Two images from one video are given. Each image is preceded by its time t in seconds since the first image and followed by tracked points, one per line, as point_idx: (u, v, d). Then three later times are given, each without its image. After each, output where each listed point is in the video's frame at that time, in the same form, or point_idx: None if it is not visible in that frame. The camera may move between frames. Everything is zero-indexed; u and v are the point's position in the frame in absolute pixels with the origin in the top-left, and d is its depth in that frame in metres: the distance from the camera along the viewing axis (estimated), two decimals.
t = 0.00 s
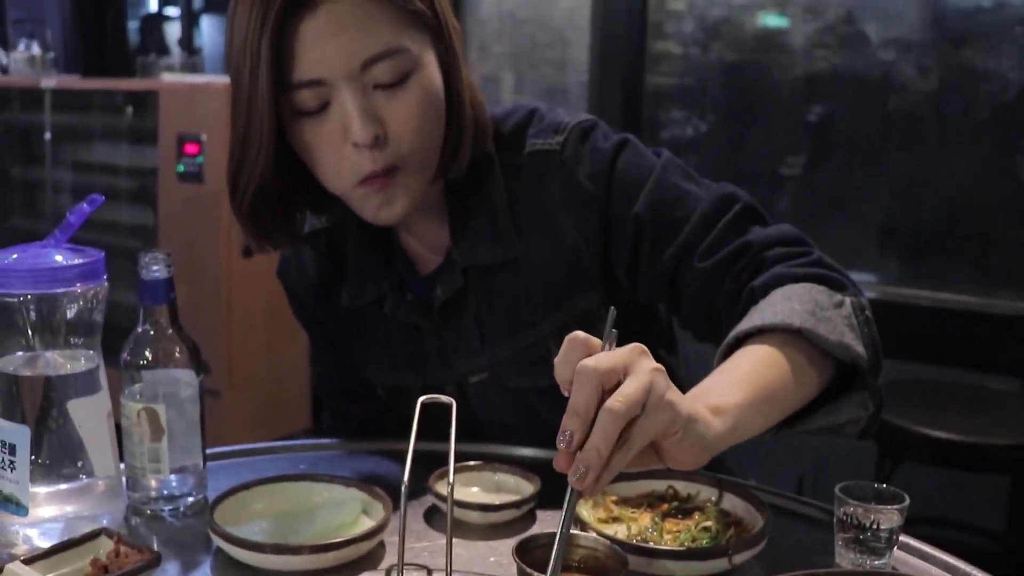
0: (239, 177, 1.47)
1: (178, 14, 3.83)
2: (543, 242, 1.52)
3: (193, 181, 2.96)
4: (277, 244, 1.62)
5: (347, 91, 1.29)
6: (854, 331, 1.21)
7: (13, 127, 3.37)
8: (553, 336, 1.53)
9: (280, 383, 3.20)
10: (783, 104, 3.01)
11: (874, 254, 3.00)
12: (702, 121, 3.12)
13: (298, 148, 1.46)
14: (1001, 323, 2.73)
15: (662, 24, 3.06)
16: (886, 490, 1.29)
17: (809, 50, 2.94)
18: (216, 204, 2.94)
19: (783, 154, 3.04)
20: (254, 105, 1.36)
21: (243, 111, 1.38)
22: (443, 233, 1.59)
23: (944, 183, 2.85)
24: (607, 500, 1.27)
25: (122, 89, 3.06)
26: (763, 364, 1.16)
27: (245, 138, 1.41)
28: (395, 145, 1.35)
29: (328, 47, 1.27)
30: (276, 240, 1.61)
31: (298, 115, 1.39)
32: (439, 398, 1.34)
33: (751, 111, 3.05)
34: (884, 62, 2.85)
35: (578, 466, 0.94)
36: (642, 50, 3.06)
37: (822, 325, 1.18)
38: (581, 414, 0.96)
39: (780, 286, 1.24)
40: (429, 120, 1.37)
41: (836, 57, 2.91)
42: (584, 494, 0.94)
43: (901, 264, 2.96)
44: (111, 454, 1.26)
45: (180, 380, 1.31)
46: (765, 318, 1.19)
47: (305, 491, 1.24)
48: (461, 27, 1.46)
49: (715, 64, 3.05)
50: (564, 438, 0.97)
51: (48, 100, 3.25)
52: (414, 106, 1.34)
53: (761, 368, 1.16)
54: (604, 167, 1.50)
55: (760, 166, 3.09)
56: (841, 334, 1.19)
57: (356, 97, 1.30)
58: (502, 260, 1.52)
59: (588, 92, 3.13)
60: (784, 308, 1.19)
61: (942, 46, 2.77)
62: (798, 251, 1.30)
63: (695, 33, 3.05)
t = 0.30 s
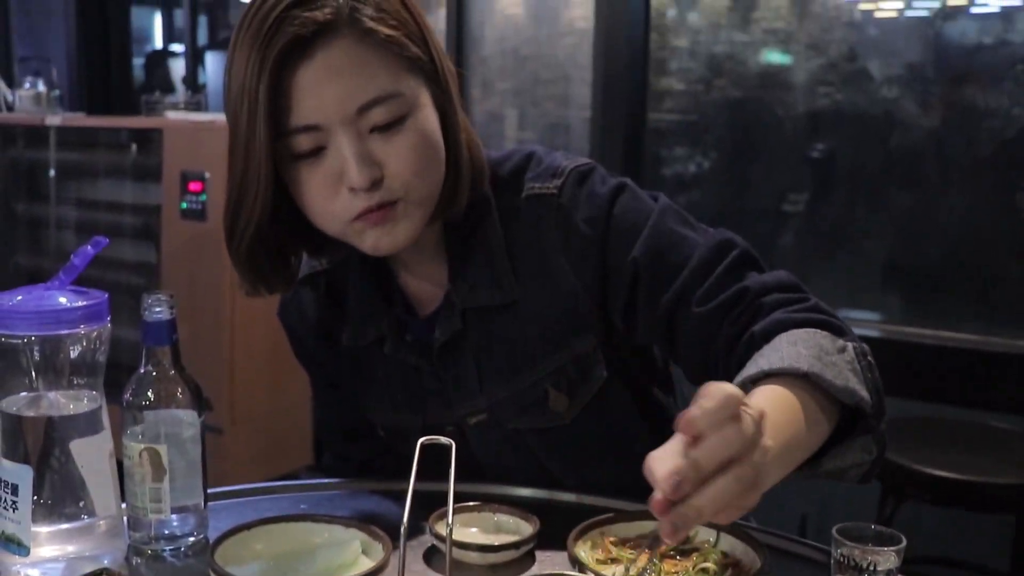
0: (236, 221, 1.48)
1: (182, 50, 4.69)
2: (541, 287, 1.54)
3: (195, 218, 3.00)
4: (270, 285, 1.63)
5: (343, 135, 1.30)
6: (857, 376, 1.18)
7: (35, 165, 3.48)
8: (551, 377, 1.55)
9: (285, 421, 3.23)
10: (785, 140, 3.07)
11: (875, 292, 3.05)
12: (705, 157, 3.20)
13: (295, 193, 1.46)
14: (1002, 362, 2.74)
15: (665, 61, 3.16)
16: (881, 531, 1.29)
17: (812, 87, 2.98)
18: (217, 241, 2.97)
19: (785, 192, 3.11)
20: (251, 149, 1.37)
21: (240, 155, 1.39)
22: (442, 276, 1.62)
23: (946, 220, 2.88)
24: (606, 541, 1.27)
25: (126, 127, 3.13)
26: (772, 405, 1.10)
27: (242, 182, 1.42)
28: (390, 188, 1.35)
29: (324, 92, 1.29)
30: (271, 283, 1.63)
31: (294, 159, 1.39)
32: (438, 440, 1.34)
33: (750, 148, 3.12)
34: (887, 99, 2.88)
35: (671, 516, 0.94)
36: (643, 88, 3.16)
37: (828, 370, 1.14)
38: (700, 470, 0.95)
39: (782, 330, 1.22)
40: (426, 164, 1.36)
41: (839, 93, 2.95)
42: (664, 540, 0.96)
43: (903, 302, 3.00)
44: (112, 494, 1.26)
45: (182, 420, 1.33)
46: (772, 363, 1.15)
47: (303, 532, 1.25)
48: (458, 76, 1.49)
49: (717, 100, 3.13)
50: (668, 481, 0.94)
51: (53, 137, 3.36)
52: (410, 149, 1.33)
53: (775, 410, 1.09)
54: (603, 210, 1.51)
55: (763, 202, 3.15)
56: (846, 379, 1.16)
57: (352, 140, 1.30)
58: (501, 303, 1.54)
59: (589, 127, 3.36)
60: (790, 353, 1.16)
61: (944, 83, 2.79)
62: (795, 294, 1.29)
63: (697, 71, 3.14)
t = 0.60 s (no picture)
0: (238, 245, 1.51)
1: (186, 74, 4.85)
2: (541, 316, 1.55)
3: (198, 243, 3.03)
4: (274, 311, 1.67)
5: (343, 163, 1.33)
6: (863, 400, 1.20)
7: (46, 190, 3.53)
8: (550, 404, 1.56)
9: (290, 446, 3.27)
10: (788, 164, 3.10)
11: (877, 317, 3.07)
12: (707, 182, 3.24)
13: (297, 218, 1.48)
14: (1004, 388, 2.74)
15: (667, 86, 3.22)
16: (878, 558, 1.30)
17: (814, 112, 3.02)
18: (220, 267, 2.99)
19: (787, 217, 3.14)
20: (253, 176, 1.39)
21: (241, 182, 1.41)
22: (442, 303, 1.64)
23: (947, 245, 2.89)
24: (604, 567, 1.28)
25: (130, 153, 3.16)
26: (789, 430, 1.13)
27: (244, 209, 1.44)
28: (390, 215, 1.37)
29: (324, 121, 1.32)
30: (273, 309, 1.66)
31: (295, 186, 1.41)
32: (438, 466, 1.35)
33: (752, 174, 3.17)
34: (889, 123, 2.90)
35: None
36: (645, 113, 3.21)
37: (833, 393, 1.18)
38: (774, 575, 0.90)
39: (787, 354, 1.24)
40: (425, 191, 1.39)
41: (841, 118, 2.98)
42: None
43: (905, 327, 3.01)
44: (116, 519, 1.28)
45: (184, 445, 1.34)
46: (779, 387, 1.18)
47: (303, 557, 1.26)
48: (457, 103, 1.51)
49: (719, 126, 3.18)
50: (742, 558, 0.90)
51: (60, 163, 3.43)
52: (409, 176, 1.36)
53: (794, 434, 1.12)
54: (603, 240, 1.51)
55: (765, 228, 3.20)
56: (852, 404, 1.18)
57: (352, 168, 1.33)
58: (501, 331, 1.56)
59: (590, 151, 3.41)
60: (796, 377, 1.19)
61: (945, 108, 2.80)
62: (795, 321, 1.32)
63: (700, 96, 3.19)
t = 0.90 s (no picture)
0: (247, 255, 1.52)
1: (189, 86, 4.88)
2: (547, 327, 1.57)
3: (203, 254, 3.05)
4: (282, 318, 1.69)
5: (351, 172, 1.34)
6: (869, 406, 1.22)
7: (54, 201, 3.56)
8: (556, 416, 1.58)
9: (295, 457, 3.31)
10: (790, 175, 3.12)
11: (880, 329, 3.07)
12: (710, 193, 3.27)
13: (305, 228, 1.50)
14: (1008, 399, 2.75)
15: (669, 97, 3.24)
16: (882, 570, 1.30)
17: (816, 123, 3.04)
18: (227, 278, 3.01)
19: (789, 228, 3.16)
20: (262, 186, 1.41)
21: (251, 191, 1.43)
22: (449, 316, 1.66)
23: (950, 256, 2.90)
24: None
25: (135, 164, 3.19)
26: (794, 436, 1.16)
27: (253, 218, 1.46)
28: (396, 226, 1.38)
29: (333, 131, 1.34)
30: (282, 317, 1.68)
31: (304, 195, 1.43)
32: (444, 477, 1.37)
33: (754, 185, 3.19)
34: (892, 134, 2.91)
35: None
36: (648, 124, 3.24)
37: (839, 399, 1.19)
38: None
39: (794, 362, 1.26)
40: (432, 201, 1.40)
41: (843, 129, 2.99)
42: None
43: (908, 338, 3.02)
44: (124, 528, 1.30)
45: (190, 456, 1.37)
46: (786, 395, 1.20)
47: (310, 567, 1.27)
48: (464, 116, 1.53)
49: (722, 138, 3.20)
50: None
51: (65, 175, 3.46)
52: (417, 186, 1.38)
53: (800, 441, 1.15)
54: (608, 253, 1.53)
55: (767, 240, 3.22)
56: (859, 410, 1.20)
57: (360, 177, 1.34)
58: (507, 342, 1.58)
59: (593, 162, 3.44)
60: (803, 385, 1.21)
61: (948, 118, 2.82)
62: (802, 330, 1.33)
63: (703, 106, 3.21)
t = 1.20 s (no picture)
0: (265, 265, 1.54)
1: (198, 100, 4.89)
2: (561, 339, 1.58)
3: (212, 266, 3.07)
4: (297, 326, 1.72)
5: (367, 182, 1.36)
6: (887, 401, 1.22)
7: (64, 214, 3.60)
8: (568, 428, 1.59)
9: (303, 468, 3.33)
10: (798, 189, 3.14)
11: (888, 342, 3.08)
12: (717, 207, 3.29)
13: (320, 240, 1.51)
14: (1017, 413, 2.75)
15: (676, 111, 3.26)
16: None
17: (822, 137, 3.05)
18: (238, 290, 3.02)
19: (796, 241, 3.18)
20: (279, 196, 1.42)
21: (268, 202, 1.45)
22: (460, 329, 1.68)
23: (958, 269, 2.91)
24: None
25: (145, 178, 3.22)
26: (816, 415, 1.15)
27: (269, 229, 1.48)
28: (412, 236, 1.40)
29: (350, 142, 1.36)
30: (298, 324, 1.71)
31: (319, 206, 1.45)
32: (455, 489, 1.38)
33: (762, 198, 3.21)
34: (899, 148, 2.93)
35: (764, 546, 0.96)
36: (657, 137, 3.24)
37: (858, 392, 1.19)
38: (809, 508, 0.98)
39: (810, 363, 1.26)
40: (446, 211, 1.42)
41: (851, 142, 3.00)
42: None
43: (916, 352, 3.03)
44: (138, 538, 1.31)
45: (203, 467, 1.38)
46: (805, 386, 1.19)
47: None
48: (476, 130, 1.56)
49: (729, 151, 3.23)
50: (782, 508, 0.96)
51: (75, 188, 3.49)
52: (432, 196, 1.40)
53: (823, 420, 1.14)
54: (621, 266, 1.55)
55: (774, 253, 3.23)
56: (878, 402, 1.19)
57: (376, 188, 1.36)
58: (520, 354, 1.59)
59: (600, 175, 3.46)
60: (823, 378, 1.20)
61: (955, 132, 2.83)
62: (815, 337, 1.34)
63: (710, 120, 3.23)
